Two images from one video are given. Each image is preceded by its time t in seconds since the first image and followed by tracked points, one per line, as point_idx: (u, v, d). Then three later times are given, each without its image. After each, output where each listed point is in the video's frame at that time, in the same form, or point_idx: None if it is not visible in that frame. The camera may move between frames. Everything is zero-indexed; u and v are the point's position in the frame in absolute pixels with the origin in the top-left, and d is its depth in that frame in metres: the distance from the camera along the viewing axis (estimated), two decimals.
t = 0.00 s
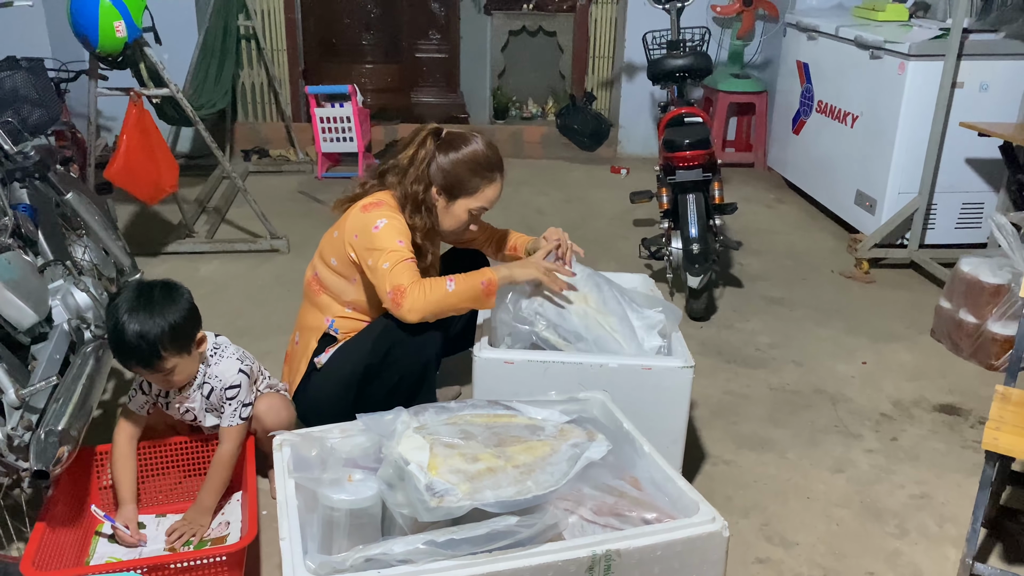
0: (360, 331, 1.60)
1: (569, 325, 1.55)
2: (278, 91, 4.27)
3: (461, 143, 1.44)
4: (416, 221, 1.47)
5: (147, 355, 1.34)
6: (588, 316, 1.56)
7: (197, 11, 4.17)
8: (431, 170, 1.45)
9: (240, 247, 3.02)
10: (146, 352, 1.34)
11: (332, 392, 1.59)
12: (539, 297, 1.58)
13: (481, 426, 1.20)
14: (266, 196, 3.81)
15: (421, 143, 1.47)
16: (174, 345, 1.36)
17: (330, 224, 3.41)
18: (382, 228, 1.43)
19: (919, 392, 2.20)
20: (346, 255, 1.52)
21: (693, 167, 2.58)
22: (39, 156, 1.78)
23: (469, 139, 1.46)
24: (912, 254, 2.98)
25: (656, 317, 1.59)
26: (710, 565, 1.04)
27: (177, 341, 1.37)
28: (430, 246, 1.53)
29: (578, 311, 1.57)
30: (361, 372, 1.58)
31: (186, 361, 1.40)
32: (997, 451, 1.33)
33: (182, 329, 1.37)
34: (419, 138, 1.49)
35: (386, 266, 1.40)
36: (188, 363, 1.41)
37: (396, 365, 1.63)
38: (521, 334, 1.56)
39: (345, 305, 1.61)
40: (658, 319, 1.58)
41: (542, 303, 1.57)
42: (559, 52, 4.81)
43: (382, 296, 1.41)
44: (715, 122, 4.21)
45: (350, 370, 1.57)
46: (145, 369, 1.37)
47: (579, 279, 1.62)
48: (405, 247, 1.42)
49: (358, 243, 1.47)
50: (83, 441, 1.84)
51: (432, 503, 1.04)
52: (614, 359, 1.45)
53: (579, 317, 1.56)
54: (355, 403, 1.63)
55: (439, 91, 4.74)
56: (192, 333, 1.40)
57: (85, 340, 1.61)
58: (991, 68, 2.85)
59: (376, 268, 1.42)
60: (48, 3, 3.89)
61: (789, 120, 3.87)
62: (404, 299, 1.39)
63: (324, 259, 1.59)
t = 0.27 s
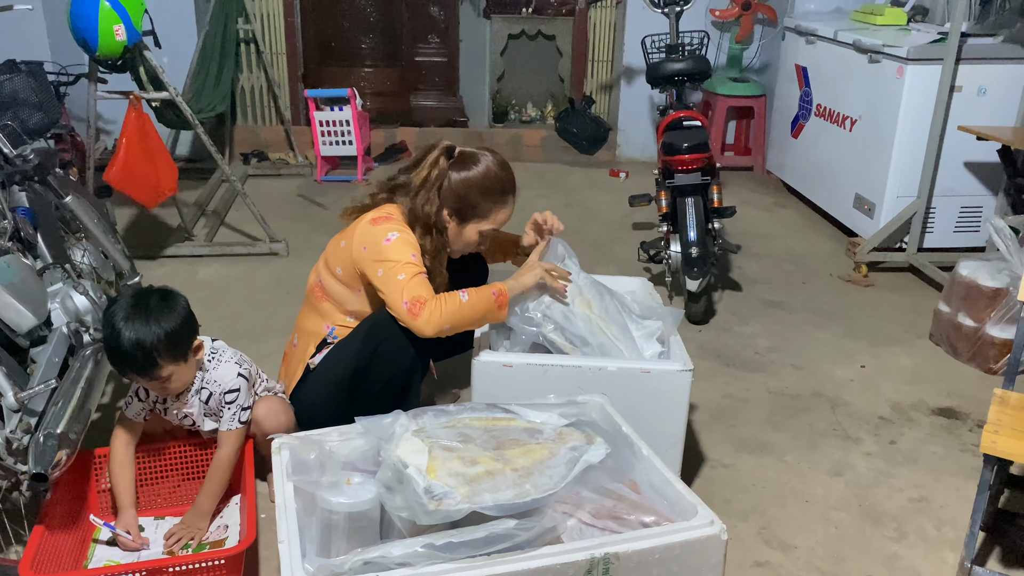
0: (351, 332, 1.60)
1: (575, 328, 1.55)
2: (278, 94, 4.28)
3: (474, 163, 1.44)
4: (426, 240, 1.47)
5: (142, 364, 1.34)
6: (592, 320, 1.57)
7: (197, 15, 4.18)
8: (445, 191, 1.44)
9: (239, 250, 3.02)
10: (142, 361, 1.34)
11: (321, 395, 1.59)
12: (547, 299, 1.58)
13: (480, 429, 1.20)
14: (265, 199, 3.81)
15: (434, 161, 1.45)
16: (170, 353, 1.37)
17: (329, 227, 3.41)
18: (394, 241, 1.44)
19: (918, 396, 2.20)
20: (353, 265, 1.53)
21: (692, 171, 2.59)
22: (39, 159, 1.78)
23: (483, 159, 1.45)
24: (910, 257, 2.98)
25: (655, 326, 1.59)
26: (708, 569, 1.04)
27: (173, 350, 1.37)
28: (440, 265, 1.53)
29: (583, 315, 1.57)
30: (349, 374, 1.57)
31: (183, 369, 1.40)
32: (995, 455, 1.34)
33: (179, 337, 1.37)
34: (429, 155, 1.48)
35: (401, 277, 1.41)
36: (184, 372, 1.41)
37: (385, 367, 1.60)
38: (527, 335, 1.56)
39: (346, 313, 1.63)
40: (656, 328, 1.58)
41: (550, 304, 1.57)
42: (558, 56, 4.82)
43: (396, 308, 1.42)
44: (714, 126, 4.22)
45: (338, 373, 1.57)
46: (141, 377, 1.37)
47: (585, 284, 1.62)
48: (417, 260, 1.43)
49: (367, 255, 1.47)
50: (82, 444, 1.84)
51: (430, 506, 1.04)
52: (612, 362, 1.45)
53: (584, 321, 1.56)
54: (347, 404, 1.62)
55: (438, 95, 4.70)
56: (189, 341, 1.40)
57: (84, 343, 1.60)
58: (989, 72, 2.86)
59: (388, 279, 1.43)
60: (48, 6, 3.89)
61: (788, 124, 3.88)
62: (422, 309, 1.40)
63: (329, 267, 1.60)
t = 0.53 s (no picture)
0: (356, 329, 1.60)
1: (581, 328, 1.54)
2: (278, 96, 4.28)
3: (485, 178, 1.45)
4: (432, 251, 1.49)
5: (141, 365, 1.34)
6: (597, 317, 1.55)
7: (197, 17, 4.19)
8: (455, 204, 1.45)
9: (239, 252, 3.02)
10: (141, 362, 1.34)
11: (325, 393, 1.59)
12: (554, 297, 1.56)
13: (481, 429, 1.20)
14: (265, 201, 3.81)
15: (449, 175, 1.47)
16: (169, 355, 1.36)
17: (329, 229, 3.41)
18: (396, 246, 1.45)
19: (919, 397, 2.20)
20: (358, 268, 1.54)
21: (692, 172, 2.59)
22: (39, 161, 1.79)
23: (495, 174, 1.46)
24: (911, 258, 2.98)
25: (661, 322, 1.59)
26: (710, 570, 1.04)
27: (172, 351, 1.37)
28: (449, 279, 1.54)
29: (589, 313, 1.55)
30: (353, 371, 1.57)
31: (182, 371, 1.40)
32: (996, 455, 1.33)
33: (178, 338, 1.37)
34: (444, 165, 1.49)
35: (397, 284, 1.42)
36: (183, 374, 1.41)
37: (389, 364, 1.60)
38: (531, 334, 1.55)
39: (350, 314, 1.63)
40: (661, 325, 1.58)
41: (556, 303, 1.55)
42: (558, 57, 4.82)
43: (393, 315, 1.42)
44: (714, 127, 4.22)
45: (343, 369, 1.57)
46: (140, 379, 1.37)
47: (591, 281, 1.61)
48: (417, 267, 1.44)
49: (371, 258, 1.48)
50: (82, 445, 1.84)
51: (431, 507, 1.04)
52: (613, 362, 1.45)
53: (590, 320, 1.55)
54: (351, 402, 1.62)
55: (437, 97, 4.75)
56: (188, 343, 1.40)
57: (84, 344, 1.60)
58: (989, 73, 2.86)
59: (387, 284, 1.43)
60: (48, 8, 3.90)
61: (788, 125, 3.88)
62: (415, 321, 1.40)
63: (335, 268, 1.60)
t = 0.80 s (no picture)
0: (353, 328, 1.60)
1: (578, 329, 1.54)
2: (277, 96, 4.28)
3: (483, 177, 1.45)
4: (428, 247, 1.49)
5: (143, 359, 1.34)
6: (595, 318, 1.56)
7: (197, 17, 4.19)
8: (453, 201, 1.45)
9: (239, 252, 3.02)
10: (142, 356, 1.33)
11: (324, 393, 1.58)
12: (551, 297, 1.57)
13: (481, 429, 1.20)
14: (265, 201, 3.81)
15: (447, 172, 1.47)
16: (171, 349, 1.36)
17: (328, 229, 3.41)
18: (393, 243, 1.45)
19: (919, 396, 2.20)
20: (354, 266, 1.53)
21: (691, 171, 2.58)
22: (38, 161, 1.79)
23: (493, 172, 1.47)
24: (910, 257, 2.98)
25: (659, 324, 1.59)
26: (709, 569, 1.04)
27: (174, 345, 1.36)
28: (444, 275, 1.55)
29: (585, 314, 1.56)
30: (352, 371, 1.57)
31: (182, 366, 1.39)
32: (996, 454, 1.33)
33: (179, 333, 1.37)
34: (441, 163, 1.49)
35: (394, 281, 1.41)
36: (183, 369, 1.40)
37: (388, 361, 1.60)
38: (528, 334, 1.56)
39: (348, 314, 1.63)
40: (658, 326, 1.58)
41: (553, 303, 1.56)
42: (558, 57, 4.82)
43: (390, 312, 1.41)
44: (713, 126, 4.23)
45: (342, 369, 1.56)
46: (140, 373, 1.36)
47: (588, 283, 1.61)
48: (414, 263, 1.43)
49: (367, 256, 1.48)
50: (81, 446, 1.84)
51: (430, 506, 1.04)
52: (613, 361, 1.45)
53: (587, 321, 1.55)
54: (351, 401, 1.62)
55: (438, 96, 4.72)
56: (191, 339, 1.39)
57: (84, 344, 1.61)
58: (989, 72, 2.86)
59: (384, 281, 1.43)
60: (47, 8, 3.90)
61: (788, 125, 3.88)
62: (414, 317, 1.39)
63: (329, 267, 1.60)
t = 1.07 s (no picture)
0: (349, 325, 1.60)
1: (581, 327, 1.54)
2: (278, 95, 4.28)
3: (477, 169, 1.46)
4: (421, 239, 1.50)
5: (150, 357, 1.33)
6: (601, 315, 1.55)
7: (198, 17, 4.19)
8: (446, 193, 1.46)
9: (240, 251, 3.02)
10: (150, 355, 1.33)
11: (322, 391, 1.58)
12: (557, 294, 1.57)
13: (481, 428, 1.19)
14: (266, 200, 3.81)
15: (440, 165, 1.47)
16: (177, 348, 1.35)
17: (329, 228, 3.41)
18: (383, 237, 1.45)
19: (920, 394, 2.19)
20: (347, 261, 1.54)
21: (693, 170, 2.58)
22: (39, 161, 1.78)
23: (486, 165, 1.48)
24: (912, 255, 2.97)
25: (664, 322, 1.58)
26: (711, 568, 1.04)
27: (180, 343, 1.36)
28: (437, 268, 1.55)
29: (591, 311, 1.55)
30: (348, 369, 1.57)
31: (187, 365, 1.38)
32: (999, 452, 1.33)
33: (186, 331, 1.36)
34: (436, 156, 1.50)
35: (380, 273, 1.42)
36: (188, 368, 1.39)
37: (383, 358, 1.60)
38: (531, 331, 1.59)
39: (343, 311, 1.63)
40: (664, 324, 1.58)
41: (558, 301, 1.56)
42: (559, 55, 4.82)
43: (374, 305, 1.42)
44: (715, 125, 4.22)
45: (339, 366, 1.56)
46: (145, 371, 1.35)
47: (597, 278, 1.59)
48: (402, 257, 1.44)
49: (360, 250, 1.49)
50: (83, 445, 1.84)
51: (432, 505, 1.04)
52: (614, 361, 1.44)
53: (592, 318, 1.54)
54: (349, 399, 1.62)
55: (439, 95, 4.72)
56: (196, 337, 1.39)
57: (85, 345, 1.61)
58: (991, 70, 2.85)
59: (370, 275, 1.43)
60: (48, 7, 3.90)
61: (789, 123, 3.87)
62: (393, 309, 1.40)
63: (324, 264, 1.61)
